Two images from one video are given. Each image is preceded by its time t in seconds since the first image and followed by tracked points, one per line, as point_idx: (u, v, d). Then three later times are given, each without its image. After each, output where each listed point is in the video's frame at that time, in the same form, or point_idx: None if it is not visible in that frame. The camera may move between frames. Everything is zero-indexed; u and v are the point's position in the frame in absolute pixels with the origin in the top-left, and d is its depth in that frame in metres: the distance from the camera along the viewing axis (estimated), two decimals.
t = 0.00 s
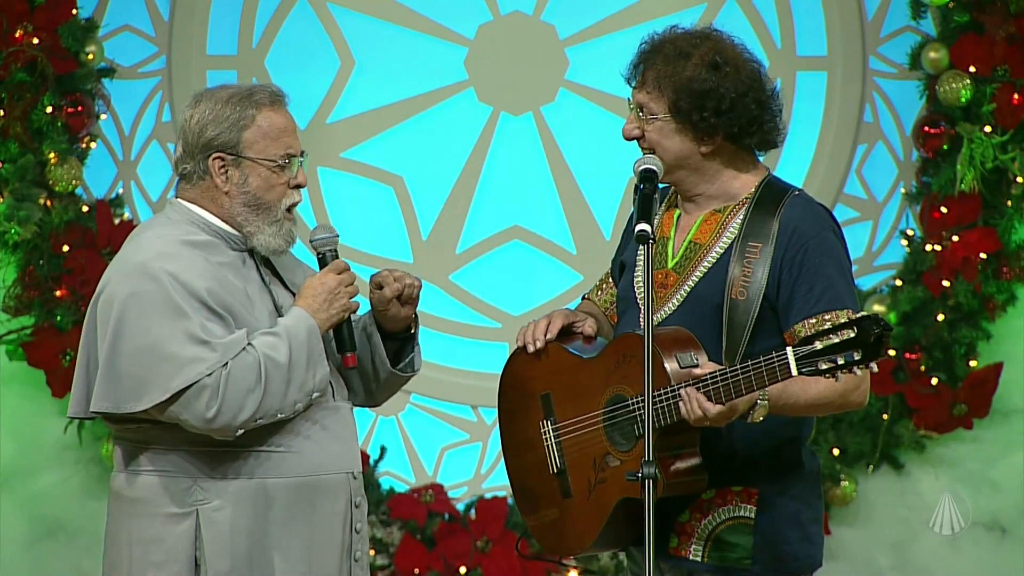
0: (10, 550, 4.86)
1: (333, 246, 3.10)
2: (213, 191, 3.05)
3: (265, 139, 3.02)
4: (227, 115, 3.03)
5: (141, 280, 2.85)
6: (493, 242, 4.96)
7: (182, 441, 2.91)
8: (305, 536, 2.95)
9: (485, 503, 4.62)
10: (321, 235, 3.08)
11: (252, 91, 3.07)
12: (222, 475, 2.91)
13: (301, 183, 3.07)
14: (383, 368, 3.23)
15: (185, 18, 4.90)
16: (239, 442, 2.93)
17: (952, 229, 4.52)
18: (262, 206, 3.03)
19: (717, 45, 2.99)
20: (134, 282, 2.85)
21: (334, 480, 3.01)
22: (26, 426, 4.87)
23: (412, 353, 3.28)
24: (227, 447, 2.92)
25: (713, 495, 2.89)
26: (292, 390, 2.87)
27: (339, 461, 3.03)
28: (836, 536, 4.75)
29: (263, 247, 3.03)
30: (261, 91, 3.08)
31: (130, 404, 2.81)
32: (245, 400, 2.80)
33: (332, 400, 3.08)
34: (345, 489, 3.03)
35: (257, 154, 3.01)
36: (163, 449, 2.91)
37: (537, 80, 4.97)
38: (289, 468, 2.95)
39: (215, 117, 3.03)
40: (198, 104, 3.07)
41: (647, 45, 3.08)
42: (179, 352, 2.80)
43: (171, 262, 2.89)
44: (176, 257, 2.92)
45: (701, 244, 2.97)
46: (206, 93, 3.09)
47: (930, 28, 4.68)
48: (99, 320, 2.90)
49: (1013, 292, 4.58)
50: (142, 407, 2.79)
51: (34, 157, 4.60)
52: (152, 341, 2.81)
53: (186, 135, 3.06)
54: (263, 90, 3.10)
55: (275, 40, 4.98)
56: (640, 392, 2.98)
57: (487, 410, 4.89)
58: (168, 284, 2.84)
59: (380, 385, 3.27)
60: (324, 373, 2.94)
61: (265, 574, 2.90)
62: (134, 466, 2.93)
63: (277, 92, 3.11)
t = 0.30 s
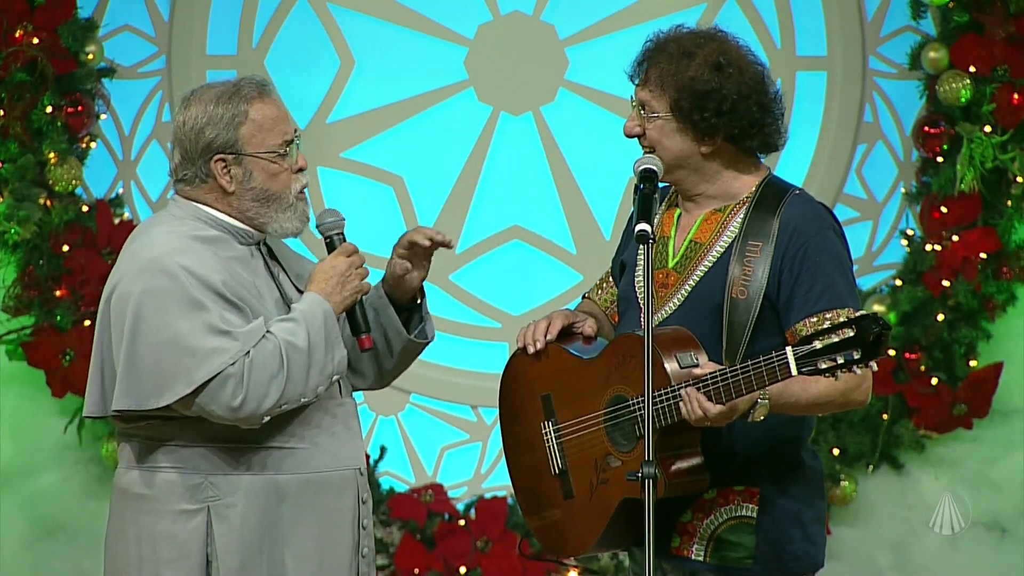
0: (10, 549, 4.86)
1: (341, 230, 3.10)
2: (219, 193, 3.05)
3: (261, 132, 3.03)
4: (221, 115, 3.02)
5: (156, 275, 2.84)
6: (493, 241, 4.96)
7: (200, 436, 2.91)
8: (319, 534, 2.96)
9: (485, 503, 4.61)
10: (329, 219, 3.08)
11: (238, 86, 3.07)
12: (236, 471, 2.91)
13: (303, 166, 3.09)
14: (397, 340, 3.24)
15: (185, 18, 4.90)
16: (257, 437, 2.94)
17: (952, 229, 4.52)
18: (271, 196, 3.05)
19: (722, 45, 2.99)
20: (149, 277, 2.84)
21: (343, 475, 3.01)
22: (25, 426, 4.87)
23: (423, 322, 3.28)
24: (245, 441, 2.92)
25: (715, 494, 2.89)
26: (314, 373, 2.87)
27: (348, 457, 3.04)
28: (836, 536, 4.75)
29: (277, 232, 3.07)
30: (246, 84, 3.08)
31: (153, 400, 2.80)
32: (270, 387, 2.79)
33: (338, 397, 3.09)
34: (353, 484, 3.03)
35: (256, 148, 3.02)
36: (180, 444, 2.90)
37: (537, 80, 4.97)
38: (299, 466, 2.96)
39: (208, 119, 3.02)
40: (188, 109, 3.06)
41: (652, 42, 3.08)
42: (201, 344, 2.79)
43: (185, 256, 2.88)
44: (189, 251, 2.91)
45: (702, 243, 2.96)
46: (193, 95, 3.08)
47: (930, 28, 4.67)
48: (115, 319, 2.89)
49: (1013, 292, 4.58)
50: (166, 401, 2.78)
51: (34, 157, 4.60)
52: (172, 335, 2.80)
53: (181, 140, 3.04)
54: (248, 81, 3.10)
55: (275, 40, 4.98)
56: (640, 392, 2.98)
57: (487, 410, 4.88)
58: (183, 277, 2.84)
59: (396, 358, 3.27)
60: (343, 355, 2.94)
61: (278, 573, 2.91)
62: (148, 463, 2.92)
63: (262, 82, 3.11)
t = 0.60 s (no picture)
0: (9, 550, 4.86)
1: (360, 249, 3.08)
2: (243, 198, 3.05)
3: (294, 145, 3.03)
4: (257, 123, 3.02)
5: (173, 280, 2.84)
6: (493, 242, 4.95)
7: (207, 440, 2.91)
8: (322, 538, 2.95)
9: (485, 503, 4.62)
10: (350, 238, 3.06)
11: (274, 97, 3.07)
12: (243, 475, 2.92)
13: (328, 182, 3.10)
14: (432, 372, 3.32)
15: (184, 18, 4.90)
16: (268, 443, 2.94)
17: (951, 229, 4.52)
18: (292, 210, 3.06)
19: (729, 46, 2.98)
20: (166, 281, 2.84)
21: (347, 483, 3.02)
22: (25, 426, 4.87)
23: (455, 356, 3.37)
24: (253, 447, 2.93)
25: (718, 495, 2.89)
26: (322, 393, 2.88)
27: (354, 465, 3.05)
28: (836, 536, 4.75)
29: (292, 248, 3.08)
30: (283, 95, 3.08)
31: (162, 403, 2.81)
32: (278, 403, 2.80)
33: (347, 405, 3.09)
34: (357, 492, 3.04)
35: (286, 160, 3.02)
36: (187, 446, 2.91)
37: (538, 80, 4.97)
38: (305, 474, 2.96)
39: (242, 126, 3.02)
40: (224, 111, 3.06)
41: (658, 41, 3.08)
42: (213, 353, 2.80)
43: (202, 261, 2.88)
44: (206, 257, 2.90)
45: (702, 243, 2.96)
46: (229, 99, 3.08)
47: (930, 28, 4.68)
48: (127, 317, 2.89)
49: (1013, 292, 4.58)
50: (174, 407, 2.79)
51: (34, 157, 4.60)
52: (185, 341, 2.81)
53: (212, 142, 3.04)
54: (285, 92, 3.11)
55: (275, 41, 4.98)
56: (639, 394, 2.99)
57: (487, 411, 4.89)
58: (199, 284, 2.84)
59: (421, 381, 3.33)
60: (347, 378, 2.95)
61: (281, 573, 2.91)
62: (155, 461, 2.92)
63: (299, 95, 3.12)
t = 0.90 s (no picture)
0: (9, 550, 4.86)
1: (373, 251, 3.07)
2: (253, 197, 3.06)
3: (304, 143, 3.02)
4: (267, 121, 3.02)
5: (183, 279, 2.85)
6: (493, 241, 4.95)
7: (216, 440, 2.91)
8: (326, 540, 2.96)
9: (485, 503, 4.62)
10: (363, 240, 3.05)
11: (288, 95, 3.07)
12: (253, 476, 2.92)
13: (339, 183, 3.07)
14: (436, 371, 3.31)
15: (184, 18, 4.90)
16: (275, 444, 2.94)
17: (952, 229, 4.52)
18: (302, 208, 3.04)
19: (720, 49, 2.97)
20: (176, 280, 2.85)
21: (354, 487, 3.02)
22: (25, 426, 4.87)
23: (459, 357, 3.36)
24: (262, 449, 2.93)
25: (720, 499, 2.89)
26: (329, 395, 2.88)
27: (361, 466, 3.05)
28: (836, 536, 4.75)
29: (304, 245, 3.06)
30: (297, 94, 3.08)
31: (170, 402, 2.81)
32: (285, 405, 2.80)
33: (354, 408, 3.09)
34: (364, 495, 3.05)
35: (295, 158, 3.01)
36: (195, 446, 2.91)
37: (538, 80, 4.97)
38: (311, 475, 2.96)
39: (252, 123, 3.03)
40: (236, 109, 3.07)
41: (655, 43, 3.08)
42: (221, 353, 2.80)
43: (213, 261, 2.89)
44: (217, 257, 2.91)
45: (702, 247, 2.96)
46: (243, 97, 3.09)
47: (930, 28, 4.68)
48: (138, 314, 2.90)
49: (1013, 292, 4.58)
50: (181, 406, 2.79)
51: (34, 157, 4.59)
52: (193, 340, 2.81)
53: (224, 141, 3.05)
54: (299, 92, 3.10)
55: (275, 41, 4.98)
56: (640, 400, 2.99)
57: (487, 410, 4.89)
58: (209, 284, 2.84)
59: (426, 384, 3.33)
60: (358, 379, 2.94)
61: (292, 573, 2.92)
62: (164, 458, 2.92)
63: (313, 96, 3.11)
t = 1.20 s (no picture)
0: (9, 550, 4.86)
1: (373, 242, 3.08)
2: (254, 189, 3.05)
3: (304, 132, 3.02)
4: (267, 115, 3.03)
5: (179, 275, 2.86)
6: (494, 242, 4.95)
7: (214, 437, 2.92)
8: (328, 540, 2.94)
9: (485, 503, 4.62)
10: (362, 232, 3.05)
11: (287, 90, 3.08)
12: (251, 472, 2.92)
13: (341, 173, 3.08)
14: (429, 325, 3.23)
15: (184, 18, 4.90)
16: (272, 441, 2.94)
17: (952, 229, 4.51)
18: (303, 199, 3.04)
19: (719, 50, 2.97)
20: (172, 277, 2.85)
21: (358, 483, 2.99)
22: (25, 426, 4.87)
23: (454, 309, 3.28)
24: (258, 445, 2.93)
25: (720, 501, 2.89)
26: (327, 386, 2.87)
27: (365, 464, 3.02)
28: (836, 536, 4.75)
29: (307, 238, 3.05)
30: (296, 88, 3.08)
31: (167, 399, 2.82)
32: (281, 398, 2.80)
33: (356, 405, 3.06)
34: (369, 493, 3.01)
35: (295, 149, 3.02)
36: (194, 443, 2.92)
37: (538, 81, 4.97)
38: (312, 472, 2.94)
39: (252, 118, 3.03)
40: (235, 105, 3.07)
41: (654, 44, 3.07)
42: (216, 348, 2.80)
43: (209, 257, 2.89)
44: (214, 253, 2.92)
45: (702, 249, 2.97)
46: (242, 93, 3.09)
47: (930, 28, 4.68)
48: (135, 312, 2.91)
49: (1013, 292, 4.57)
50: (178, 402, 2.79)
51: (34, 157, 4.59)
52: (189, 336, 2.82)
53: (224, 136, 3.05)
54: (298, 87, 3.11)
55: (275, 41, 4.98)
56: (640, 402, 2.98)
57: (487, 411, 4.89)
58: (204, 280, 2.85)
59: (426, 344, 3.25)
60: (358, 370, 2.93)
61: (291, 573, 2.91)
62: (164, 458, 2.94)
63: (312, 90, 3.12)
